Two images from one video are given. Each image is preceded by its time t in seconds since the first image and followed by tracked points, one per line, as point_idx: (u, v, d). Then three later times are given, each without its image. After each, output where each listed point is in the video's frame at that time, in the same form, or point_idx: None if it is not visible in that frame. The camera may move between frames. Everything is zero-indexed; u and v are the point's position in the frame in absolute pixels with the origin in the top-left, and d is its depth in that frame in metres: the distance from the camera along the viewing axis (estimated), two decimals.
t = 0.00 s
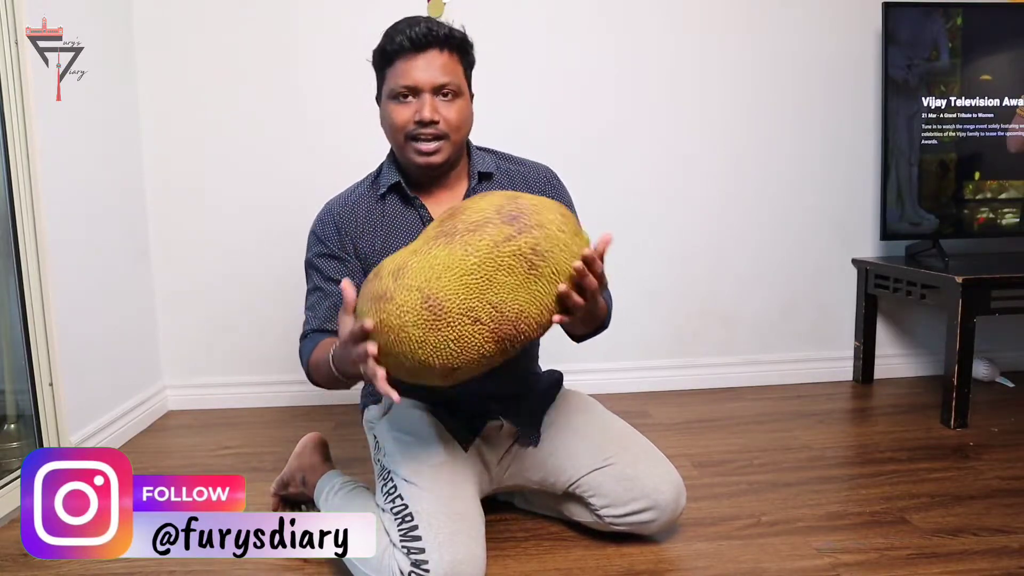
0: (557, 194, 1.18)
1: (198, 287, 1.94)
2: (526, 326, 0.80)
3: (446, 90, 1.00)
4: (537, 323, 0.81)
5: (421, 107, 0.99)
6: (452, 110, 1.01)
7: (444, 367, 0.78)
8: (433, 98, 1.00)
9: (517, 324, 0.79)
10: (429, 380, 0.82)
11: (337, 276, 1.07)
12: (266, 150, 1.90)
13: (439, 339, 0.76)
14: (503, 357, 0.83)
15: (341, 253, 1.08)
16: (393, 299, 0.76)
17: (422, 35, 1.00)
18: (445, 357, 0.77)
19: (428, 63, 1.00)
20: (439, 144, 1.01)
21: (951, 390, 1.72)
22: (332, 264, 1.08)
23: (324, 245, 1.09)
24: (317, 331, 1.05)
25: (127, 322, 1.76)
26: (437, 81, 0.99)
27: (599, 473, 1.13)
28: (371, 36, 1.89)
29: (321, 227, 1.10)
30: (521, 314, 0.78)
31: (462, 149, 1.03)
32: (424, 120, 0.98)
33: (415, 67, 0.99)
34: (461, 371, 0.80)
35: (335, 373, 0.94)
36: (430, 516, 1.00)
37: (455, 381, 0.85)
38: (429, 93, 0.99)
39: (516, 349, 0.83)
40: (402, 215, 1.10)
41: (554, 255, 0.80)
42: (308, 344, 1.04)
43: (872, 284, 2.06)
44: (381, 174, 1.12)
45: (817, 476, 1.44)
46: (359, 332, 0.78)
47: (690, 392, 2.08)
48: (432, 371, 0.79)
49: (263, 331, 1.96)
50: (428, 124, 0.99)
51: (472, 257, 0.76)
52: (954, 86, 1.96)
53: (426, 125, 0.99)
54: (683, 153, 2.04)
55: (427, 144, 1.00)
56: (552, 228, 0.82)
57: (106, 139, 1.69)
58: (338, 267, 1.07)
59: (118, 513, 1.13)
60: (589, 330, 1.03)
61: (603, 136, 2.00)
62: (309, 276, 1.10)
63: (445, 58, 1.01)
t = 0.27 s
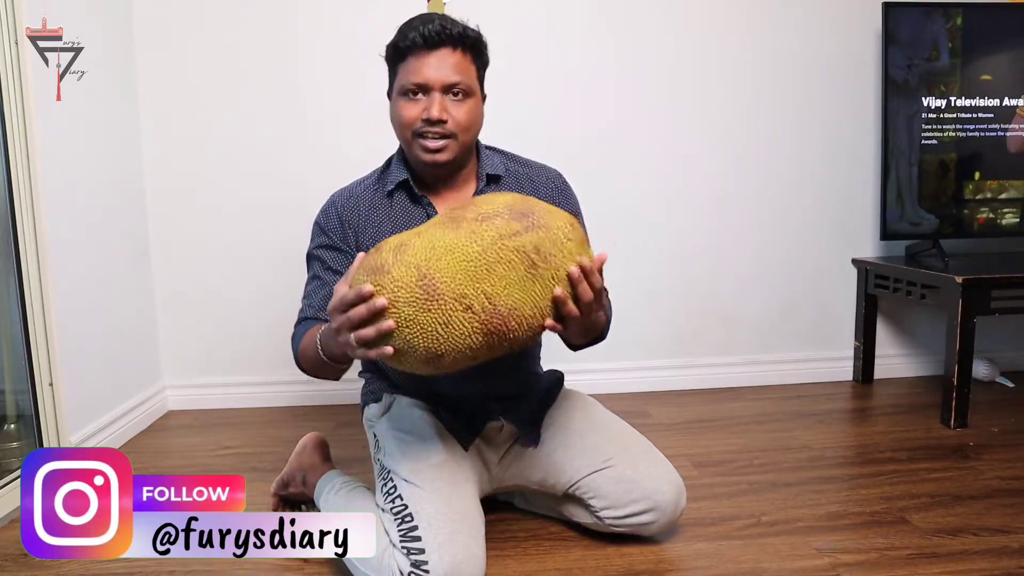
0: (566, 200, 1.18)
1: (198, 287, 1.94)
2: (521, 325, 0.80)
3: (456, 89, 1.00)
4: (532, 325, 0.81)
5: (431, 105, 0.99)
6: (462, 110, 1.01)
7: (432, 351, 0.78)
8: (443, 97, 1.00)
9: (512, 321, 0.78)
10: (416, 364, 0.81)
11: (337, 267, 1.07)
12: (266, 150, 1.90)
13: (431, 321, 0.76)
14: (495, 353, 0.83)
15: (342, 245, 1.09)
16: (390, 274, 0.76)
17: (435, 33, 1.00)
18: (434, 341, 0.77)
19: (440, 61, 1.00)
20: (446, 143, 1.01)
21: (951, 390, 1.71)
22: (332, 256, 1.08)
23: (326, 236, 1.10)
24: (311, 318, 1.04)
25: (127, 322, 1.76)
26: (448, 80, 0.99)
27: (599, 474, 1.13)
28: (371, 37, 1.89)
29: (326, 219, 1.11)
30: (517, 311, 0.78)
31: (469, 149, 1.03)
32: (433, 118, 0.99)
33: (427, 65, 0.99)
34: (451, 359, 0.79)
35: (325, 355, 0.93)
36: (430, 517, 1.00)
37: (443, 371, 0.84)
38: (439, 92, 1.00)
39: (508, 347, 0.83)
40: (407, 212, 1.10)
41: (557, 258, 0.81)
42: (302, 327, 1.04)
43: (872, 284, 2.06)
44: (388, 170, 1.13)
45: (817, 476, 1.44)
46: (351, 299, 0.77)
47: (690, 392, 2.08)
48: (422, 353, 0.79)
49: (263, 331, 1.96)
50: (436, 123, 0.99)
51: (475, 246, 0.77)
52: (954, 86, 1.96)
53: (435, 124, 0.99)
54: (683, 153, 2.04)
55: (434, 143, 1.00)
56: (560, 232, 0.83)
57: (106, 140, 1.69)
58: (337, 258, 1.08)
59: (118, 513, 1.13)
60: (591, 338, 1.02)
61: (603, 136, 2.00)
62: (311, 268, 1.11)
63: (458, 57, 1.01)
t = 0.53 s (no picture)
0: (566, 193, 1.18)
1: (198, 287, 1.94)
2: (505, 304, 0.79)
3: (461, 88, 1.00)
4: (516, 298, 0.80)
5: (436, 104, 0.99)
6: (467, 110, 1.00)
7: (439, 373, 0.78)
8: (449, 96, 1.00)
9: (495, 304, 0.78)
10: (428, 393, 0.81)
11: (344, 278, 1.06)
12: (265, 150, 1.90)
13: (426, 348, 0.75)
14: (495, 346, 0.83)
15: (348, 254, 1.07)
16: (372, 324, 0.76)
17: (442, 33, 1.00)
18: (437, 362, 0.76)
19: (446, 61, 0.99)
20: (451, 143, 1.00)
21: (951, 390, 1.71)
22: (338, 266, 1.07)
23: (330, 246, 1.08)
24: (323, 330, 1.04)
25: (127, 322, 1.76)
26: (454, 80, 0.99)
27: (599, 474, 1.13)
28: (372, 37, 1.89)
29: (330, 227, 1.10)
30: (495, 293, 0.78)
31: (474, 149, 1.02)
32: (438, 117, 0.98)
33: (432, 64, 0.99)
34: (456, 372, 0.79)
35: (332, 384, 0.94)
36: (430, 516, 1.00)
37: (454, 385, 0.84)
38: (445, 91, 0.99)
39: (506, 333, 0.82)
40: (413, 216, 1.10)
41: (503, 222, 0.79)
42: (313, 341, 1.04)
43: (872, 284, 2.06)
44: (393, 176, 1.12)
45: (817, 476, 1.44)
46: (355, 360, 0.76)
47: (690, 392, 2.08)
48: (426, 382, 0.78)
49: (263, 332, 1.96)
50: (442, 121, 0.99)
51: (427, 257, 0.76)
52: (954, 86, 1.96)
53: (441, 122, 0.99)
54: (684, 153, 2.04)
55: (440, 142, 1.00)
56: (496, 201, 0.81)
57: (106, 139, 1.69)
58: (343, 268, 1.07)
59: (118, 513, 1.14)
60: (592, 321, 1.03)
61: (603, 136, 2.00)
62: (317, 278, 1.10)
63: (464, 57, 1.01)
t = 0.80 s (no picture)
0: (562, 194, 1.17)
1: (198, 287, 1.94)
2: (499, 316, 0.79)
3: (454, 88, 1.00)
4: (509, 308, 0.80)
5: (429, 103, 0.99)
6: (460, 109, 1.00)
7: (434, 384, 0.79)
8: (441, 96, 1.00)
9: (489, 318, 0.78)
10: (424, 400, 0.83)
11: (340, 284, 1.07)
12: (265, 151, 1.90)
13: (423, 367, 0.77)
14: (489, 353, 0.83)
15: (344, 261, 1.08)
16: (369, 341, 0.77)
17: (434, 33, 1.00)
18: (432, 374, 0.78)
19: (438, 60, 1.00)
20: (444, 142, 1.00)
21: (951, 390, 1.71)
22: (334, 272, 1.08)
23: (326, 253, 1.09)
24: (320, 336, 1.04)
25: (127, 322, 1.77)
26: (446, 79, 0.99)
27: (598, 474, 1.13)
28: (372, 37, 1.89)
29: (327, 235, 1.10)
30: (489, 309, 0.78)
31: (467, 148, 1.02)
32: (431, 115, 0.98)
33: (424, 64, 0.99)
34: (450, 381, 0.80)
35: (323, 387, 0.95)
36: (430, 516, 1.00)
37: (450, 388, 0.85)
38: (437, 91, 0.99)
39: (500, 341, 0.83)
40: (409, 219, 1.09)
41: (492, 232, 0.78)
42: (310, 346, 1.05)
43: (872, 284, 2.06)
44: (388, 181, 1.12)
45: (818, 476, 1.44)
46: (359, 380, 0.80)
47: (690, 392, 2.08)
48: (420, 393, 0.81)
49: (263, 332, 1.96)
50: (434, 120, 0.98)
51: (422, 276, 0.76)
52: (954, 86, 1.96)
53: (433, 121, 0.98)
54: (684, 153, 2.04)
55: (433, 142, 1.00)
56: (483, 210, 0.80)
57: (106, 139, 1.69)
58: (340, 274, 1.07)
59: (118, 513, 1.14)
60: (590, 322, 1.04)
61: (603, 136, 2.00)
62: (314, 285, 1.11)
63: (456, 56, 1.01)
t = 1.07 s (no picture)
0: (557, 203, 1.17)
1: (198, 287, 1.94)
2: (492, 314, 0.77)
3: (442, 95, 1.00)
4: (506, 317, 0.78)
5: (416, 110, 0.99)
6: (447, 116, 1.00)
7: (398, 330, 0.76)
8: (429, 102, 1.00)
9: (483, 307, 0.76)
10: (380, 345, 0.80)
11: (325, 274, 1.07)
12: (265, 151, 1.90)
13: (398, 296, 0.75)
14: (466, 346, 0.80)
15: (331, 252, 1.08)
16: (371, 249, 0.77)
17: (423, 38, 1.00)
18: (400, 317, 0.75)
19: (426, 66, 1.00)
20: (430, 149, 1.00)
21: (951, 390, 1.71)
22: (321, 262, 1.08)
23: (314, 243, 1.09)
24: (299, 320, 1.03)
25: (128, 322, 1.77)
26: (434, 85, 0.99)
27: (598, 475, 1.13)
28: (371, 37, 1.89)
29: (316, 225, 1.11)
30: (487, 298, 0.76)
31: (454, 156, 1.02)
32: (418, 122, 0.98)
33: (412, 69, 0.99)
34: (412, 339, 0.77)
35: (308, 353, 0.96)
36: (429, 516, 1.00)
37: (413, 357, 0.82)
38: (424, 97, 0.99)
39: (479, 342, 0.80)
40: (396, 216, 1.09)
41: (538, 248, 0.79)
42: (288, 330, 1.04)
43: (872, 284, 2.06)
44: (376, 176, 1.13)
45: (818, 476, 1.44)
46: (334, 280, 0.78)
47: (690, 392, 2.08)
48: (377, 329, 0.78)
49: (263, 332, 1.96)
50: (421, 127, 0.99)
51: (454, 225, 0.77)
52: (954, 86, 1.96)
53: (420, 128, 0.99)
54: (684, 153, 2.04)
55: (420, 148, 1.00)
56: (545, 230, 0.82)
57: (106, 139, 1.69)
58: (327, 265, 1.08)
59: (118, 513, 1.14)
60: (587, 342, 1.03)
61: (603, 136, 2.00)
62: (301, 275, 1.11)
63: (444, 62, 1.01)
